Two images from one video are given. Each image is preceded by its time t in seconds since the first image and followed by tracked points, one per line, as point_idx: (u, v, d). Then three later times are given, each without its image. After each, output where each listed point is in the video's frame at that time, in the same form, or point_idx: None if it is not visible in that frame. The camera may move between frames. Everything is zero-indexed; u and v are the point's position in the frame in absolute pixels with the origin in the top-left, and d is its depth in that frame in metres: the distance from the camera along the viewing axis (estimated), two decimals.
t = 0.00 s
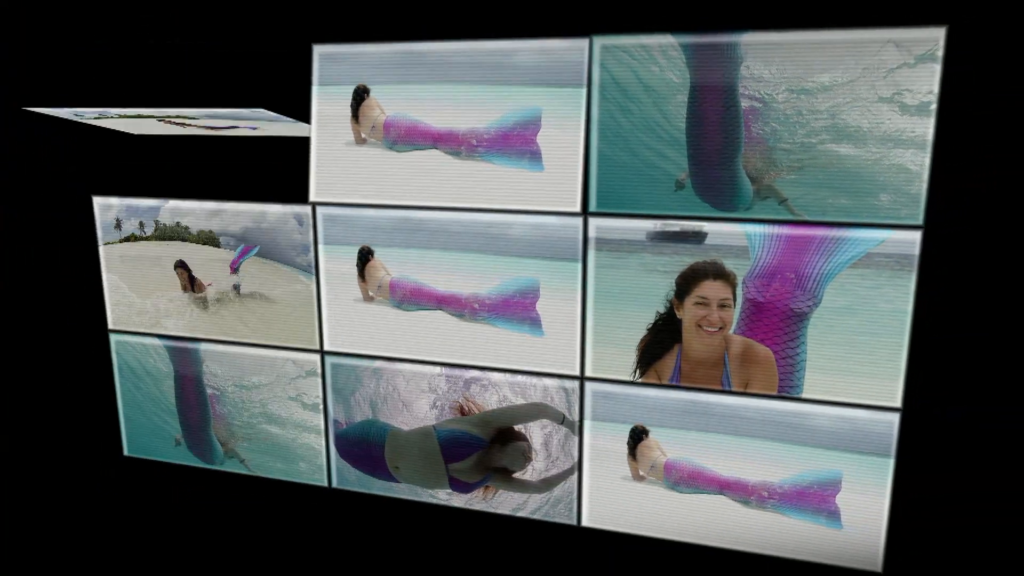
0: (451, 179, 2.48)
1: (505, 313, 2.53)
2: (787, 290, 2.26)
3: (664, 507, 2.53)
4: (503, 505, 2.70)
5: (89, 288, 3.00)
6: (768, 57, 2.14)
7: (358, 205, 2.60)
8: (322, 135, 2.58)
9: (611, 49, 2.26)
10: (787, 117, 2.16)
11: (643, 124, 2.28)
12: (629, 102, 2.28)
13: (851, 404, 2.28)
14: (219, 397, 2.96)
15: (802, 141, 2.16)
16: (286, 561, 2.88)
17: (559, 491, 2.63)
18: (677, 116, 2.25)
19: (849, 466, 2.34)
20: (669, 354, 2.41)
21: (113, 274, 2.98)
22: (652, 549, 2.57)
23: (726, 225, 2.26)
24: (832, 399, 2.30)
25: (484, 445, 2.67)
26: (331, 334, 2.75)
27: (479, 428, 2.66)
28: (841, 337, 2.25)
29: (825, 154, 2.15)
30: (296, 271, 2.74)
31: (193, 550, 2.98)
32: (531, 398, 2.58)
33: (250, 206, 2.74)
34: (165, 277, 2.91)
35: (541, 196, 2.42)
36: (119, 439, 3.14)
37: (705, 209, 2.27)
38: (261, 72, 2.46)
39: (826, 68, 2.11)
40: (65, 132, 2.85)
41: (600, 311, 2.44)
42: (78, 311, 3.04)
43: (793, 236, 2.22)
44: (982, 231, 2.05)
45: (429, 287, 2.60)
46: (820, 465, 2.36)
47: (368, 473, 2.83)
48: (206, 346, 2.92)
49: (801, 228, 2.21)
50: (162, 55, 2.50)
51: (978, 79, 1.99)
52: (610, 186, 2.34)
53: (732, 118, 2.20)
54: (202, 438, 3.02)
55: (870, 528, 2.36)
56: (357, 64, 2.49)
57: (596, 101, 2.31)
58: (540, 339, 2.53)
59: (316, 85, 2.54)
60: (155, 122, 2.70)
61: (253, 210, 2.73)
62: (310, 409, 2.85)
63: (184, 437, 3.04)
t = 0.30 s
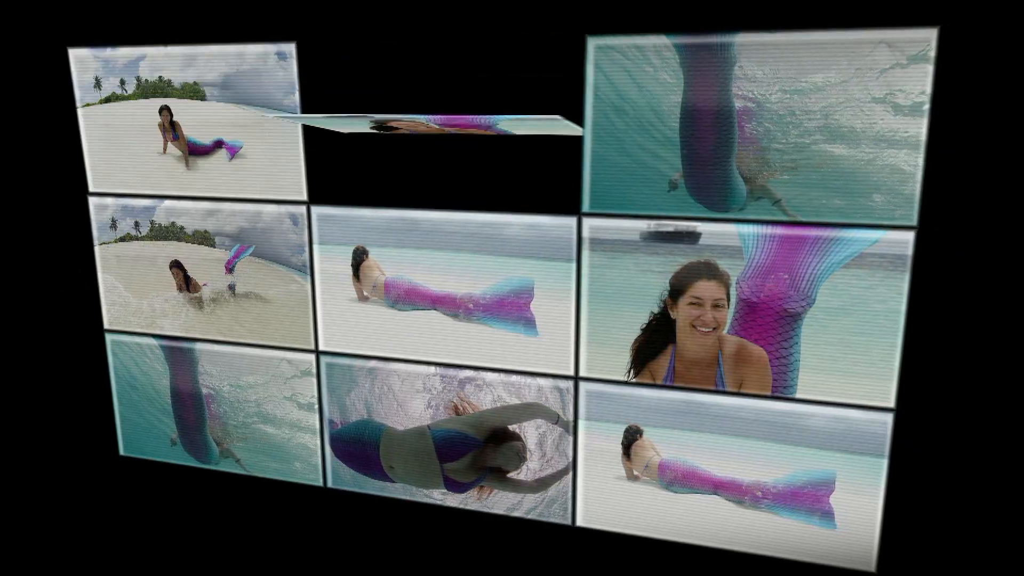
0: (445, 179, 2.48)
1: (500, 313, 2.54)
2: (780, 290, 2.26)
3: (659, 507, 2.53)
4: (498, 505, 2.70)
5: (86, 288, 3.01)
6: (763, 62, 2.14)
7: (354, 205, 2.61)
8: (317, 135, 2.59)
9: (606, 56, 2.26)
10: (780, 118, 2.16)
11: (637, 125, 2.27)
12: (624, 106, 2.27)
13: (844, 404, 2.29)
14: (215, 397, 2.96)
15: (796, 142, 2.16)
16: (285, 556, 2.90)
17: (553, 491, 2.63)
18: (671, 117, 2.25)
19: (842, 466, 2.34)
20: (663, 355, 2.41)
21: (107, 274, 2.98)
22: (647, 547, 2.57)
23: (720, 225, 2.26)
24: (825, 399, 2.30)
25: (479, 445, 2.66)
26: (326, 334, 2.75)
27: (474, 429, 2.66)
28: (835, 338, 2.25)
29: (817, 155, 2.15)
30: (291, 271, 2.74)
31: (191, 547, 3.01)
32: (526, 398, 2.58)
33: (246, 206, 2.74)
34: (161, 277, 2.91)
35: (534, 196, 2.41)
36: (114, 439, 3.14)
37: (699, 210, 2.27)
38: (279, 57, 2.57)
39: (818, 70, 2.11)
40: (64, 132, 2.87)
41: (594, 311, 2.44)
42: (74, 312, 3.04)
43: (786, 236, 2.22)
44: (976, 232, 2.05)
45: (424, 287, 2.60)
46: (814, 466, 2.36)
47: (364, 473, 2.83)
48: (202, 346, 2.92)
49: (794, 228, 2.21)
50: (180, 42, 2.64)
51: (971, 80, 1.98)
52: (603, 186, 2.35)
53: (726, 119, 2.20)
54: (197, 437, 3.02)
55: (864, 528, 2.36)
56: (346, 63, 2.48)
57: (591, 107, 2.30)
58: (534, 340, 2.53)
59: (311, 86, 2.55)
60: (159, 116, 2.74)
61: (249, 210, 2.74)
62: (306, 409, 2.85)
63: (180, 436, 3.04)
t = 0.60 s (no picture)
0: (443, 178, 2.48)
1: (497, 311, 2.53)
2: (776, 290, 2.25)
3: (656, 508, 2.52)
4: (494, 505, 2.69)
5: (81, 288, 3.00)
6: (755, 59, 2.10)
7: (349, 205, 2.60)
8: (313, 135, 2.58)
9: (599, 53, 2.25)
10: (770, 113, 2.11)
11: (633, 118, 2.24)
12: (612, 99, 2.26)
13: (841, 404, 2.28)
14: (210, 397, 2.95)
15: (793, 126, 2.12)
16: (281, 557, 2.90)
17: (550, 492, 2.62)
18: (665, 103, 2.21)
19: (838, 466, 2.33)
20: (659, 355, 2.40)
21: (102, 275, 2.97)
22: (643, 547, 2.57)
23: (716, 225, 2.26)
24: (822, 399, 2.29)
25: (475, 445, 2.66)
26: (322, 335, 2.74)
27: (470, 429, 2.65)
28: (832, 339, 2.24)
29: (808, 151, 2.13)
30: (286, 271, 2.73)
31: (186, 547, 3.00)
32: (523, 399, 2.58)
33: (241, 206, 2.73)
34: (156, 277, 2.90)
35: (530, 196, 2.42)
36: (110, 439, 3.13)
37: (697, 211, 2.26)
38: (275, 58, 2.56)
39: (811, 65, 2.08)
40: (60, 131, 2.86)
41: (591, 311, 2.44)
42: (68, 312, 3.02)
43: (782, 235, 2.21)
44: (976, 232, 2.03)
45: (420, 288, 2.59)
46: (810, 466, 2.35)
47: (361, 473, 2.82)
48: (197, 346, 2.91)
49: (790, 228, 2.21)
50: (176, 42, 2.63)
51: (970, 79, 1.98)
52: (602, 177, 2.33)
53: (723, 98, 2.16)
54: (192, 438, 3.01)
55: (859, 529, 2.35)
56: (344, 66, 2.49)
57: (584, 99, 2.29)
58: (530, 340, 2.52)
59: (307, 86, 2.55)
60: (154, 117, 2.73)
61: (245, 210, 2.72)
62: (301, 409, 2.84)
63: (176, 437, 3.03)
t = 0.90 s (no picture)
0: (438, 178, 2.47)
1: (493, 311, 2.51)
2: (773, 289, 2.24)
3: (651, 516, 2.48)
4: (489, 507, 2.67)
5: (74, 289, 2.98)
6: (748, 43, 2.13)
7: (343, 204, 2.58)
8: (307, 134, 2.57)
9: (590, 42, 2.26)
10: (770, 100, 2.15)
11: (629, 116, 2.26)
12: (610, 92, 2.27)
13: (838, 404, 2.28)
14: (203, 398, 2.93)
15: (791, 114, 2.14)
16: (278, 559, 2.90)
17: (546, 494, 2.60)
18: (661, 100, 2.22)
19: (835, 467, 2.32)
20: (655, 355, 2.39)
21: (95, 275, 2.94)
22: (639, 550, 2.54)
23: (712, 224, 2.25)
24: (818, 398, 2.29)
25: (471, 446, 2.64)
26: (316, 336, 2.72)
27: (466, 430, 2.64)
28: (829, 339, 2.23)
29: (805, 148, 2.15)
30: (280, 271, 2.71)
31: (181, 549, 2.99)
32: (518, 399, 2.56)
33: (234, 206, 2.71)
34: (149, 277, 2.88)
35: (525, 195, 2.40)
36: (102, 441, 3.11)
37: (695, 210, 2.26)
38: (269, 56, 2.55)
39: (803, 58, 2.10)
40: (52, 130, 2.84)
41: (586, 311, 2.42)
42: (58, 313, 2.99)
43: (778, 234, 2.20)
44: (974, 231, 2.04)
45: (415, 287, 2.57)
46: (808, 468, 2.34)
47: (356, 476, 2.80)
48: (190, 347, 2.89)
49: (787, 227, 2.20)
50: (170, 41, 2.62)
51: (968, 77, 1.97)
52: (597, 185, 2.33)
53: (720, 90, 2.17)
54: (185, 439, 2.98)
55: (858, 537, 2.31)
56: (339, 65, 2.48)
57: (581, 90, 2.29)
58: (527, 342, 2.50)
59: (301, 84, 2.53)
60: (147, 116, 2.71)
61: (239, 209, 2.71)
62: (295, 410, 2.82)
63: (168, 439, 3.00)
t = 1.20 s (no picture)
0: (431, 177, 2.44)
1: (486, 311, 2.48)
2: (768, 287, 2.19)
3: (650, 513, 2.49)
4: (483, 509, 2.64)
5: (62, 290, 2.94)
6: (744, 39, 2.11)
7: (335, 204, 2.55)
8: (298, 132, 2.54)
9: (588, 39, 2.24)
10: (766, 98, 2.13)
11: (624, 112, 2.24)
12: (605, 88, 2.25)
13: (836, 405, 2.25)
14: (194, 401, 2.89)
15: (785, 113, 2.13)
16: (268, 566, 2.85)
17: (541, 496, 2.58)
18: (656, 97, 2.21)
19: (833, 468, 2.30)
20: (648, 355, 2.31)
21: (83, 276, 2.91)
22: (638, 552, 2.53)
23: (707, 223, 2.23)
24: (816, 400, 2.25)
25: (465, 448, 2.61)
26: (308, 337, 2.69)
27: (460, 432, 2.61)
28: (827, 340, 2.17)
29: (800, 145, 2.13)
30: (272, 272, 2.68)
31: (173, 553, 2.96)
32: (513, 400, 2.53)
33: (225, 205, 2.68)
34: (139, 278, 2.84)
35: (519, 194, 2.38)
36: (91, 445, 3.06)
37: (690, 210, 2.24)
38: (261, 54, 2.52)
39: (799, 55, 2.09)
40: (40, 130, 2.81)
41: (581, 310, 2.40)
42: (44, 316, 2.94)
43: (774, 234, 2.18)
44: (974, 230, 2.04)
45: (408, 288, 2.54)
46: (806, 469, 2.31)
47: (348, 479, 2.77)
48: (181, 349, 2.86)
49: (784, 228, 2.17)
50: (159, 39, 2.59)
51: (966, 74, 1.97)
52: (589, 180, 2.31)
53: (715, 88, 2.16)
54: (176, 443, 2.95)
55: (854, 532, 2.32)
56: (331, 62, 2.45)
57: (577, 87, 2.27)
58: (521, 342, 2.48)
59: (292, 83, 2.51)
60: (137, 115, 2.68)
61: (230, 209, 2.68)
62: (287, 413, 2.79)
63: (158, 442, 2.96)
